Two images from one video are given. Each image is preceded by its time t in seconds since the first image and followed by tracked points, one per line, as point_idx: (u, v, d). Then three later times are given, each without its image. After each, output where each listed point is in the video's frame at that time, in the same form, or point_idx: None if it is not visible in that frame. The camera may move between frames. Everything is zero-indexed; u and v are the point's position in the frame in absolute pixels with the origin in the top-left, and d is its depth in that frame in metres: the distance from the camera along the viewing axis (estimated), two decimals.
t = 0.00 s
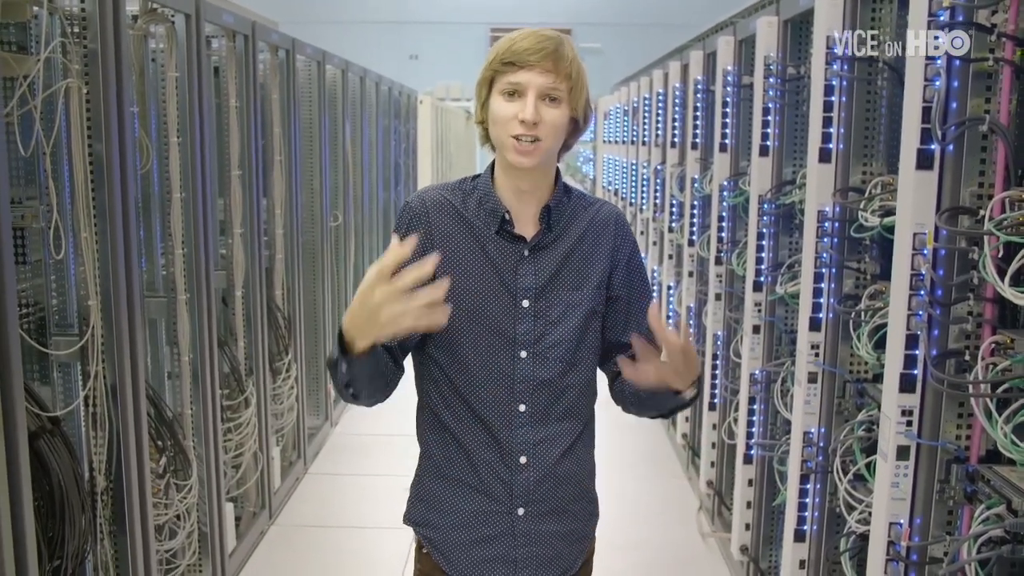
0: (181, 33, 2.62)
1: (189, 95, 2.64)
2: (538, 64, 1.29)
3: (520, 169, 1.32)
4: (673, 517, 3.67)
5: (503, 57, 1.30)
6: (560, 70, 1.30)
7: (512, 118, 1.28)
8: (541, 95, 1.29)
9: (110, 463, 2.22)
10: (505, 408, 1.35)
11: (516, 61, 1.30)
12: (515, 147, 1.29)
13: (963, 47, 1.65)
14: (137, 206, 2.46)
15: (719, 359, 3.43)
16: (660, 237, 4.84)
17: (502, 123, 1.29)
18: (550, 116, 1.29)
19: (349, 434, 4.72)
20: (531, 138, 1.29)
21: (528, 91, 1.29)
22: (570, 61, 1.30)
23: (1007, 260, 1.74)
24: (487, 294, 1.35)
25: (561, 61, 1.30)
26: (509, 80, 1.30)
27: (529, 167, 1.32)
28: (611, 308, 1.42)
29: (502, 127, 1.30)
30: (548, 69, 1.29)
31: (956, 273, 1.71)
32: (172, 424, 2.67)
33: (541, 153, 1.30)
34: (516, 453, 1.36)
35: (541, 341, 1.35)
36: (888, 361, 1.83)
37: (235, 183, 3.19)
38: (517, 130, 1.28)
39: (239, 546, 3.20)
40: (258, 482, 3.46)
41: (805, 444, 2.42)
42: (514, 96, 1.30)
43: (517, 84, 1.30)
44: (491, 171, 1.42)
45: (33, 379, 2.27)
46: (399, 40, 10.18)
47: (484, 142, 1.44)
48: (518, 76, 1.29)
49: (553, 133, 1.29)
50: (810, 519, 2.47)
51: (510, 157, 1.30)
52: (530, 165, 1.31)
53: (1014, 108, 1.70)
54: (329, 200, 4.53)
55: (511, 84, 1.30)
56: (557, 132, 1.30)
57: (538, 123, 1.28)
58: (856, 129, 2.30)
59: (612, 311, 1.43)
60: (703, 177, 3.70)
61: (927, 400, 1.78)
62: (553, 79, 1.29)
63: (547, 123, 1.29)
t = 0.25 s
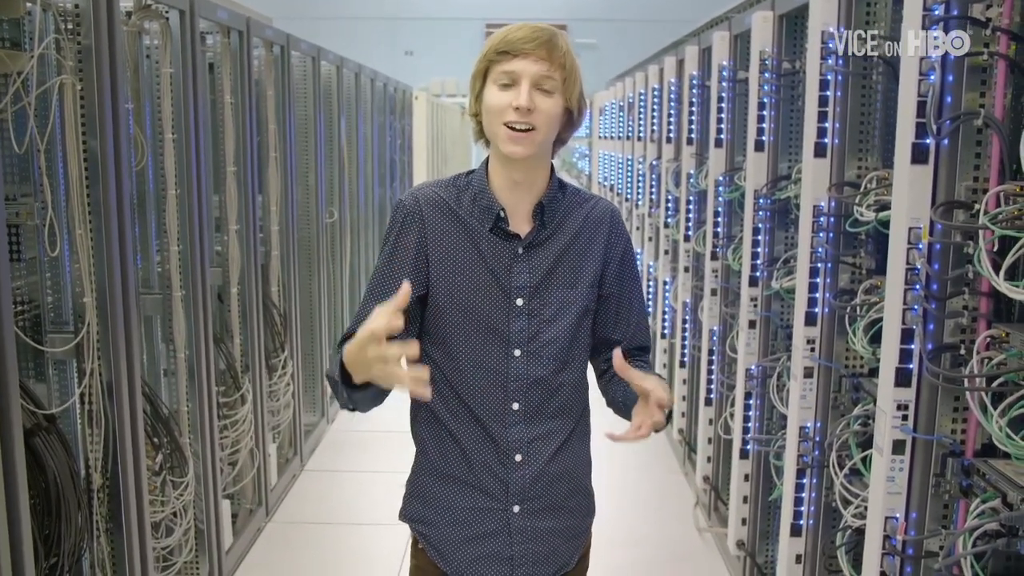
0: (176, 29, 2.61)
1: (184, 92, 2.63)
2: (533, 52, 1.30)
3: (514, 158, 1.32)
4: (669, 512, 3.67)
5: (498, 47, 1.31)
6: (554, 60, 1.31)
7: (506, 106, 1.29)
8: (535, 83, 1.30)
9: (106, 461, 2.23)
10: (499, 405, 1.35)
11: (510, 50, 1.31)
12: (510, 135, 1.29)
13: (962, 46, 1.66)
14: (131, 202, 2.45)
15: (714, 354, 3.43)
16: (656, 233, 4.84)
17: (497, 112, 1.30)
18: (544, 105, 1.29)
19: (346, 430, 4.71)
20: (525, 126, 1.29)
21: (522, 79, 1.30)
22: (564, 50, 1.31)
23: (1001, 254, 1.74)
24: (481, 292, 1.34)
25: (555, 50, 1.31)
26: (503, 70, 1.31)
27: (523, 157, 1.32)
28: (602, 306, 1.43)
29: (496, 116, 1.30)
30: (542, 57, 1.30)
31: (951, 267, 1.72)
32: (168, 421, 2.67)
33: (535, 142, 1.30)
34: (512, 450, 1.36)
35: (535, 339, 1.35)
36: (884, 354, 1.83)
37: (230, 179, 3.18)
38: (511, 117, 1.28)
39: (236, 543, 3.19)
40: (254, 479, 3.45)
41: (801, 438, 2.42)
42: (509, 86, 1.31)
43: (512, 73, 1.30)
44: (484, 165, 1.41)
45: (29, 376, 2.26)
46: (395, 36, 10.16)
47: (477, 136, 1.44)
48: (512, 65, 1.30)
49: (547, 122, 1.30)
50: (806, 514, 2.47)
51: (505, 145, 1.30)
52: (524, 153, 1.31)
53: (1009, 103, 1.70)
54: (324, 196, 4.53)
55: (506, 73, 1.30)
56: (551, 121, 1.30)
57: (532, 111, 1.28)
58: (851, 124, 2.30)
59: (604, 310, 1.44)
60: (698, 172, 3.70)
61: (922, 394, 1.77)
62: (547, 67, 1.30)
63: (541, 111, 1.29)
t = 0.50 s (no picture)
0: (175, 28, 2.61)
1: (183, 90, 2.63)
2: (530, 48, 1.30)
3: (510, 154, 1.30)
4: (668, 511, 3.68)
5: (495, 42, 1.31)
6: (552, 55, 1.31)
7: (504, 102, 1.28)
8: (533, 79, 1.29)
9: (104, 460, 2.23)
10: (497, 403, 1.35)
11: (508, 46, 1.30)
12: (507, 131, 1.28)
13: (961, 46, 1.65)
14: (131, 201, 2.45)
15: (714, 353, 3.43)
16: (655, 232, 4.84)
17: (494, 108, 1.29)
18: (542, 101, 1.28)
19: (345, 429, 4.71)
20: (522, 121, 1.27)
21: (520, 75, 1.29)
22: (562, 46, 1.31)
23: (1001, 253, 1.74)
24: (479, 288, 1.34)
25: (552, 46, 1.31)
26: (501, 65, 1.30)
27: (520, 153, 1.30)
28: (604, 302, 1.41)
29: (494, 111, 1.29)
30: (539, 53, 1.30)
31: (951, 266, 1.72)
32: (168, 419, 2.67)
33: (532, 138, 1.28)
34: (509, 448, 1.36)
35: (533, 336, 1.35)
36: (884, 353, 1.83)
37: (230, 178, 3.18)
38: (509, 113, 1.27)
39: (235, 542, 3.19)
40: (254, 477, 3.45)
41: (801, 437, 2.42)
42: (506, 81, 1.30)
43: (509, 69, 1.29)
44: (482, 162, 1.41)
45: (28, 375, 2.26)
46: (394, 35, 10.12)
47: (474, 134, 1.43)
48: (510, 60, 1.29)
49: (545, 118, 1.28)
50: (806, 512, 2.47)
51: (502, 141, 1.29)
52: (521, 149, 1.29)
53: (1009, 102, 1.71)
54: (324, 195, 4.52)
55: (504, 68, 1.30)
56: (548, 117, 1.29)
57: (530, 106, 1.27)
58: (851, 122, 2.30)
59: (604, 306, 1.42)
60: (698, 171, 3.70)
61: (922, 393, 1.77)
62: (545, 63, 1.30)
63: (539, 107, 1.28)
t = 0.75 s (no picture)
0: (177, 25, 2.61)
1: (185, 87, 2.63)
2: (535, 54, 1.28)
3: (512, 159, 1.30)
4: (670, 509, 3.67)
5: (500, 45, 1.30)
6: (558, 61, 1.29)
7: (507, 108, 1.27)
8: (537, 85, 1.28)
9: (107, 456, 2.23)
10: (496, 402, 1.34)
11: (512, 49, 1.29)
12: (509, 138, 1.28)
13: (962, 46, 1.65)
14: (133, 198, 2.45)
15: (716, 351, 3.43)
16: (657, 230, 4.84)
17: (497, 113, 1.28)
18: (545, 108, 1.28)
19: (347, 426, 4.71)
20: (525, 129, 1.27)
21: (524, 81, 1.28)
22: (568, 51, 1.30)
23: (1004, 251, 1.74)
24: (480, 285, 1.33)
25: (558, 51, 1.29)
26: (505, 70, 1.29)
27: (522, 159, 1.31)
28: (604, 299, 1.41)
29: (497, 116, 1.29)
30: (545, 59, 1.28)
31: (954, 265, 1.71)
32: (170, 417, 2.67)
33: (535, 145, 1.29)
34: (507, 445, 1.35)
35: (534, 333, 1.34)
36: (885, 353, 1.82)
37: (232, 175, 3.18)
38: (512, 120, 1.27)
39: (237, 539, 3.19)
40: (256, 474, 3.45)
41: (803, 436, 2.41)
42: (510, 86, 1.29)
43: (514, 74, 1.29)
44: (482, 159, 1.40)
45: (30, 371, 2.26)
46: (396, 32, 10.10)
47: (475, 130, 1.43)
48: (514, 65, 1.28)
49: (548, 125, 1.28)
50: (807, 510, 2.46)
51: (504, 147, 1.29)
52: (523, 156, 1.29)
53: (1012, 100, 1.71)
54: (326, 193, 4.53)
55: (508, 73, 1.29)
56: (551, 124, 1.29)
57: (533, 114, 1.27)
58: (854, 121, 2.29)
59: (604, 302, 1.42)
60: (700, 169, 3.70)
61: (925, 392, 1.77)
62: (550, 69, 1.28)
63: (543, 114, 1.27)
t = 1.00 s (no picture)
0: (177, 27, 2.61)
1: (185, 89, 2.63)
2: (531, 54, 1.28)
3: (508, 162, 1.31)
4: (671, 510, 3.67)
5: (496, 46, 1.30)
6: (553, 62, 1.29)
7: (503, 109, 1.27)
8: (533, 86, 1.28)
9: (107, 459, 2.23)
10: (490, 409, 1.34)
11: (508, 50, 1.29)
12: (505, 139, 1.28)
13: (962, 46, 1.65)
14: (133, 200, 2.45)
15: (716, 352, 3.43)
16: (657, 231, 4.84)
17: (493, 114, 1.28)
18: (541, 109, 1.28)
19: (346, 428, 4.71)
20: (521, 131, 1.27)
21: (520, 81, 1.28)
22: (563, 52, 1.30)
23: (1005, 252, 1.74)
24: (474, 295, 1.32)
25: (554, 52, 1.29)
26: (501, 70, 1.29)
27: (517, 161, 1.31)
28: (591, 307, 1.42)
29: (493, 118, 1.29)
30: (541, 59, 1.29)
31: (955, 265, 1.71)
32: (170, 419, 2.67)
33: (530, 147, 1.29)
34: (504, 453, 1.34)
35: (527, 343, 1.33)
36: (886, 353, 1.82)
37: (232, 176, 3.18)
38: (508, 121, 1.27)
39: (237, 541, 3.19)
40: (256, 476, 3.45)
41: (804, 437, 2.41)
42: (506, 87, 1.29)
43: (510, 75, 1.29)
44: (478, 163, 1.40)
45: (30, 373, 2.26)
46: (396, 33, 10.10)
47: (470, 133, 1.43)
48: (511, 65, 1.28)
49: (543, 127, 1.29)
50: (808, 511, 2.46)
51: (499, 148, 1.29)
52: (519, 158, 1.29)
53: (1011, 101, 1.71)
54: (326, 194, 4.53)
55: (504, 74, 1.29)
56: (546, 125, 1.29)
57: (530, 115, 1.27)
58: (853, 122, 2.29)
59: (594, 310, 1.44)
60: (700, 169, 3.70)
61: (925, 394, 1.77)
62: (546, 70, 1.29)
63: (538, 116, 1.28)
